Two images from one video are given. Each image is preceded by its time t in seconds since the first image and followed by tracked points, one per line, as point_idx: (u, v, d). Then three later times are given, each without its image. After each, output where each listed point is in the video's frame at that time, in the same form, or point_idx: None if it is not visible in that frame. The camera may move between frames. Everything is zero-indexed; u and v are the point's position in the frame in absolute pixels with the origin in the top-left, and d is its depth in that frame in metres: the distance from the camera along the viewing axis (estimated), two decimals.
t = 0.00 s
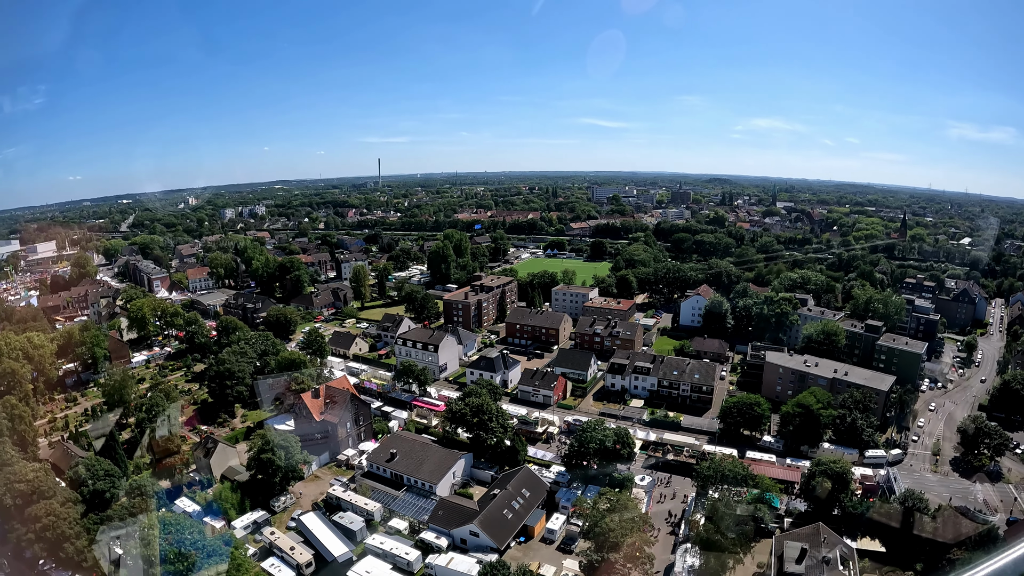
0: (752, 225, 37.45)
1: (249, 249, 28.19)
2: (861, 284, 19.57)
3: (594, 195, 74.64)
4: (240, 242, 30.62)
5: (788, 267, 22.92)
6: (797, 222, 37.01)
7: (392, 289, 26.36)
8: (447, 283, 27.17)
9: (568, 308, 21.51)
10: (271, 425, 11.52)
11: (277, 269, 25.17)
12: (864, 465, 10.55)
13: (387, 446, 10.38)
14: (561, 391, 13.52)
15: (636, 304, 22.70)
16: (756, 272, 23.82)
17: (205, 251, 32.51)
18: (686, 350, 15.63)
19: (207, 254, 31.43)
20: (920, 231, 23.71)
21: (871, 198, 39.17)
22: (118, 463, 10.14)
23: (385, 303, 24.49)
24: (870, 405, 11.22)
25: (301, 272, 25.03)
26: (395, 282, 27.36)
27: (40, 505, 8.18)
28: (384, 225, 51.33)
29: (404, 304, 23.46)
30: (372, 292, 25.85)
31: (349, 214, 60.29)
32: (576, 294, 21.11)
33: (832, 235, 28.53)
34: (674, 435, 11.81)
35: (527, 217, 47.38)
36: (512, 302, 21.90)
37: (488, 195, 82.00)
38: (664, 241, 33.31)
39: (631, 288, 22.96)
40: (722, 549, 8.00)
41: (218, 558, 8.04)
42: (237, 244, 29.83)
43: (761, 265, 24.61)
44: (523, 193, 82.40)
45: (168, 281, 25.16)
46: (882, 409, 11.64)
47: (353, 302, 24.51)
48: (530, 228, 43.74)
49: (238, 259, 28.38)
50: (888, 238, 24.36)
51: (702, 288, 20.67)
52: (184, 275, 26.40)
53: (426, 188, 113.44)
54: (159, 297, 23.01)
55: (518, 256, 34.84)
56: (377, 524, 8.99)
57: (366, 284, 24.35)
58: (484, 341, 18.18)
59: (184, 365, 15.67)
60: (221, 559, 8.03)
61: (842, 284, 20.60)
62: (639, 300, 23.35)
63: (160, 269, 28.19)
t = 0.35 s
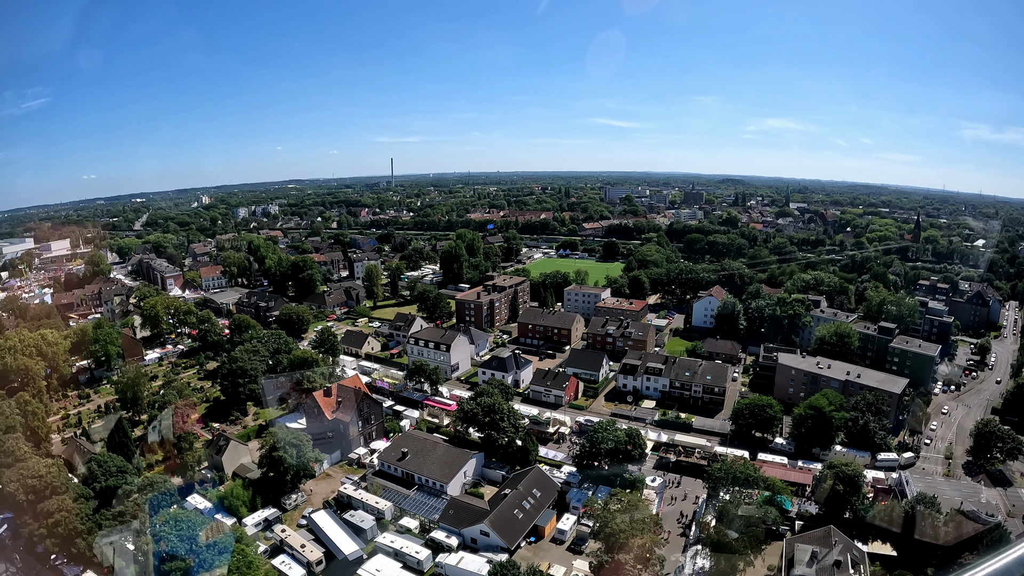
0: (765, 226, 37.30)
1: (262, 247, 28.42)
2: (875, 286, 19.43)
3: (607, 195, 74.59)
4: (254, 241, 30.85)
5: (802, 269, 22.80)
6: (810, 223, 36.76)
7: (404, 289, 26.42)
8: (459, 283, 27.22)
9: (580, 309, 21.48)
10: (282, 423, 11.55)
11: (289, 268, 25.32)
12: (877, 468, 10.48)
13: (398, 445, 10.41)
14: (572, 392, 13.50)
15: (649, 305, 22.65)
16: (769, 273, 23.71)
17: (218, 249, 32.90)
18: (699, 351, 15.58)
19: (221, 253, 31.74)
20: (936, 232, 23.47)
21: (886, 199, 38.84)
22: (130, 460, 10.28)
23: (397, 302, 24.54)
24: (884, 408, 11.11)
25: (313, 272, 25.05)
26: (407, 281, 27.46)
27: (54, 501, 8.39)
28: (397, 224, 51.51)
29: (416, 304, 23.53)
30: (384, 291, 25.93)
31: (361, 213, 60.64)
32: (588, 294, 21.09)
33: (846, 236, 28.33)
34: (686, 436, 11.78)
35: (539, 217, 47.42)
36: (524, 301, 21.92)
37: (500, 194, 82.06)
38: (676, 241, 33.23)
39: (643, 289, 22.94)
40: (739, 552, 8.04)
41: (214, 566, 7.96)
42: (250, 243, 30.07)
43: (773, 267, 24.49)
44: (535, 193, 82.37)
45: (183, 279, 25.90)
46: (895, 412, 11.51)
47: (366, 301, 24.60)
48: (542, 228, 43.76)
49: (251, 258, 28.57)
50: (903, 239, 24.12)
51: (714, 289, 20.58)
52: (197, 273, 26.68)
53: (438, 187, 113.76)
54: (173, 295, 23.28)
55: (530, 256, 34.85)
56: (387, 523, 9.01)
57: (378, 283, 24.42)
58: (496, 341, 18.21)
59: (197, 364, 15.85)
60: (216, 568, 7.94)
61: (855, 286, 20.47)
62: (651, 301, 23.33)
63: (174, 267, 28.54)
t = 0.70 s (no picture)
0: (778, 227, 37.07)
1: (275, 246, 28.66)
2: (890, 287, 19.27)
3: (620, 195, 74.47)
4: (267, 239, 31.07)
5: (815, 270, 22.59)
6: (824, 223, 36.46)
7: (417, 288, 26.48)
8: (471, 282, 27.26)
9: (592, 309, 21.45)
10: (294, 421, 11.63)
11: (302, 266, 25.45)
12: (888, 470, 10.41)
13: (409, 444, 10.44)
14: (584, 392, 13.50)
15: (661, 306, 22.60)
16: (782, 274, 23.59)
17: (232, 248, 33.32)
18: (711, 352, 15.55)
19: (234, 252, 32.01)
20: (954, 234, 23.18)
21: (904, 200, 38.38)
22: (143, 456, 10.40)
23: (410, 301, 24.56)
24: (897, 410, 11.01)
25: (326, 270, 25.12)
26: (419, 280, 27.58)
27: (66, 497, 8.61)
28: (410, 224, 51.68)
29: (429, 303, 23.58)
30: (397, 290, 26.01)
31: (374, 212, 61.00)
32: (600, 294, 21.06)
33: (860, 237, 28.10)
34: (698, 437, 11.77)
35: (552, 217, 47.42)
36: (536, 301, 21.95)
37: (512, 194, 82.04)
38: (689, 242, 33.14)
39: (656, 290, 22.91)
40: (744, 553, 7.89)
41: (220, 560, 7.92)
42: (263, 242, 30.31)
43: (787, 268, 24.36)
44: (547, 193, 82.29)
45: (196, 278, 26.31)
46: (908, 415, 11.41)
47: (378, 300, 24.71)
48: (555, 228, 43.77)
49: (264, 256, 28.78)
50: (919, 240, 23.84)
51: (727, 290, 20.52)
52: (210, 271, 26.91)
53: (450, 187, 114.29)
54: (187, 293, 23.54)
55: (543, 257, 34.86)
56: (398, 522, 9.03)
57: (391, 282, 24.51)
58: (508, 341, 18.22)
59: (210, 361, 15.99)
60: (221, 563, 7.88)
61: (870, 288, 20.31)
62: (664, 301, 23.28)
63: (190, 266, 28.92)
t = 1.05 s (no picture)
0: (791, 228, 36.89)
1: (287, 245, 28.87)
2: (904, 289, 19.13)
3: (632, 195, 74.40)
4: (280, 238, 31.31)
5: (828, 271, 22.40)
6: (837, 224, 36.20)
7: (429, 288, 26.56)
8: (483, 282, 27.30)
9: (604, 309, 21.40)
10: (306, 419, 11.69)
11: (315, 265, 25.54)
12: (900, 474, 10.34)
13: (420, 443, 10.46)
14: (595, 393, 13.50)
15: (673, 306, 22.53)
16: (795, 275, 23.48)
17: (244, 247, 33.68)
18: (723, 353, 15.52)
19: (246, 251, 32.29)
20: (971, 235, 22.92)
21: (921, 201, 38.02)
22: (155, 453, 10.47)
23: (422, 301, 24.56)
24: (909, 413, 10.94)
25: (338, 269, 25.23)
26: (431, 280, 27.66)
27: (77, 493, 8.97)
28: (422, 223, 51.85)
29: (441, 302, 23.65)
30: (409, 290, 26.07)
31: (386, 212, 61.27)
32: (612, 294, 21.03)
33: (873, 238, 27.84)
34: (709, 438, 11.74)
35: (565, 217, 47.40)
36: (548, 301, 21.98)
37: (522, 194, 82.10)
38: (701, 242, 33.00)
39: (668, 290, 22.88)
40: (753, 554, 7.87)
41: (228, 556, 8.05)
42: (276, 241, 30.56)
43: (800, 269, 24.22)
44: (558, 193, 82.27)
45: (210, 277, 26.57)
46: (920, 419, 11.27)
47: (390, 299, 24.82)
48: (567, 228, 43.79)
49: (277, 255, 29.00)
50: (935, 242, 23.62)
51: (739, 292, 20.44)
52: (223, 269, 27.15)
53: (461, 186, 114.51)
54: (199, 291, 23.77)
55: (555, 257, 34.87)
56: (408, 521, 9.05)
57: (403, 282, 24.61)
58: (520, 341, 18.23)
59: (222, 360, 16.08)
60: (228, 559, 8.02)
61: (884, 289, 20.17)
62: (676, 302, 23.25)
63: (203, 265, 29.24)
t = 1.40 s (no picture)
0: (804, 228, 36.69)
1: (300, 244, 29.07)
2: (918, 291, 18.98)
3: (644, 195, 74.25)
4: (293, 237, 31.56)
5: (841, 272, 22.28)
6: (851, 224, 35.93)
7: (440, 288, 26.64)
8: (495, 281, 27.33)
9: (616, 309, 21.38)
10: (317, 417, 11.78)
11: (327, 264, 25.63)
12: (911, 477, 10.27)
13: (431, 442, 10.49)
14: (606, 393, 13.49)
15: (685, 307, 22.52)
16: (807, 276, 23.37)
17: (257, 245, 33.96)
18: (734, 354, 15.49)
19: (259, 249, 32.54)
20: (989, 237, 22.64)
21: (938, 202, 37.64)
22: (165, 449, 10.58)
23: (433, 300, 24.59)
24: (921, 416, 10.89)
25: (350, 268, 25.32)
26: (443, 279, 27.75)
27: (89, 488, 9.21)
28: (434, 222, 51.99)
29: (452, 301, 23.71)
30: (421, 289, 26.16)
31: (398, 211, 61.54)
32: (624, 294, 21.00)
33: (886, 239, 27.62)
34: (720, 439, 11.72)
35: (577, 217, 47.36)
36: (560, 301, 22.02)
37: (533, 194, 82.09)
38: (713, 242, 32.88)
39: (680, 290, 22.84)
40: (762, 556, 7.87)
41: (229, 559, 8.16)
42: (289, 240, 30.78)
43: (812, 270, 24.09)
44: (569, 192, 82.16)
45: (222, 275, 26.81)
46: (930, 422, 11.18)
47: (402, 298, 24.93)
48: (579, 228, 43.78)
49: (289, 253, 29.22)
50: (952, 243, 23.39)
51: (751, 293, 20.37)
52: (236, 268, 27.37)
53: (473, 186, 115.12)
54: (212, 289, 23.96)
55: (566, 256, 34.87)
56: (418, 519, 9.07)
57: (414, 281, 24.68)
58: (532, 340, 18.25)
59: (233, 357, 16.23)
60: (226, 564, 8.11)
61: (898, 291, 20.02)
62: (687, 303, 23.22)
63: (215, 263, 29.51)
